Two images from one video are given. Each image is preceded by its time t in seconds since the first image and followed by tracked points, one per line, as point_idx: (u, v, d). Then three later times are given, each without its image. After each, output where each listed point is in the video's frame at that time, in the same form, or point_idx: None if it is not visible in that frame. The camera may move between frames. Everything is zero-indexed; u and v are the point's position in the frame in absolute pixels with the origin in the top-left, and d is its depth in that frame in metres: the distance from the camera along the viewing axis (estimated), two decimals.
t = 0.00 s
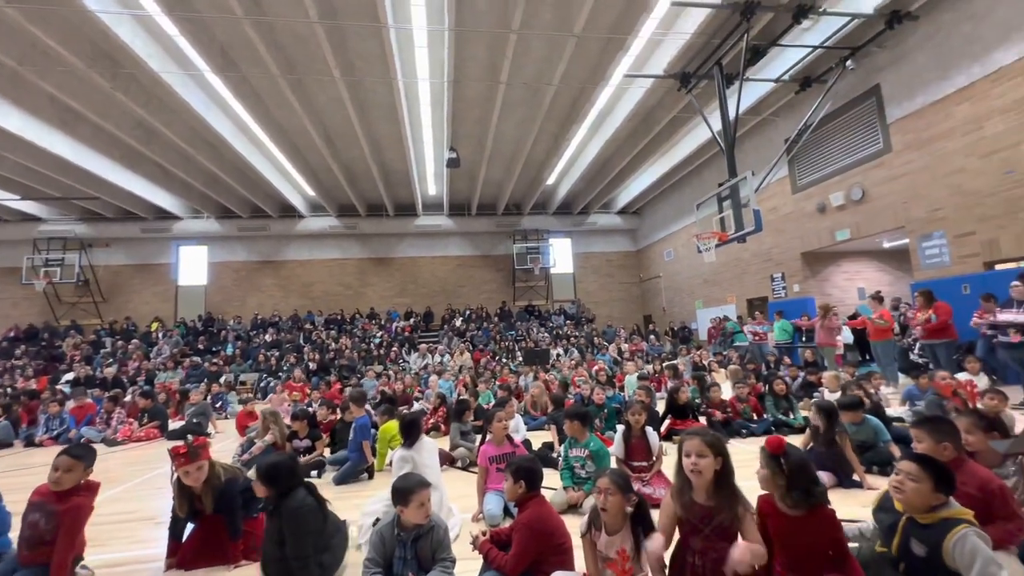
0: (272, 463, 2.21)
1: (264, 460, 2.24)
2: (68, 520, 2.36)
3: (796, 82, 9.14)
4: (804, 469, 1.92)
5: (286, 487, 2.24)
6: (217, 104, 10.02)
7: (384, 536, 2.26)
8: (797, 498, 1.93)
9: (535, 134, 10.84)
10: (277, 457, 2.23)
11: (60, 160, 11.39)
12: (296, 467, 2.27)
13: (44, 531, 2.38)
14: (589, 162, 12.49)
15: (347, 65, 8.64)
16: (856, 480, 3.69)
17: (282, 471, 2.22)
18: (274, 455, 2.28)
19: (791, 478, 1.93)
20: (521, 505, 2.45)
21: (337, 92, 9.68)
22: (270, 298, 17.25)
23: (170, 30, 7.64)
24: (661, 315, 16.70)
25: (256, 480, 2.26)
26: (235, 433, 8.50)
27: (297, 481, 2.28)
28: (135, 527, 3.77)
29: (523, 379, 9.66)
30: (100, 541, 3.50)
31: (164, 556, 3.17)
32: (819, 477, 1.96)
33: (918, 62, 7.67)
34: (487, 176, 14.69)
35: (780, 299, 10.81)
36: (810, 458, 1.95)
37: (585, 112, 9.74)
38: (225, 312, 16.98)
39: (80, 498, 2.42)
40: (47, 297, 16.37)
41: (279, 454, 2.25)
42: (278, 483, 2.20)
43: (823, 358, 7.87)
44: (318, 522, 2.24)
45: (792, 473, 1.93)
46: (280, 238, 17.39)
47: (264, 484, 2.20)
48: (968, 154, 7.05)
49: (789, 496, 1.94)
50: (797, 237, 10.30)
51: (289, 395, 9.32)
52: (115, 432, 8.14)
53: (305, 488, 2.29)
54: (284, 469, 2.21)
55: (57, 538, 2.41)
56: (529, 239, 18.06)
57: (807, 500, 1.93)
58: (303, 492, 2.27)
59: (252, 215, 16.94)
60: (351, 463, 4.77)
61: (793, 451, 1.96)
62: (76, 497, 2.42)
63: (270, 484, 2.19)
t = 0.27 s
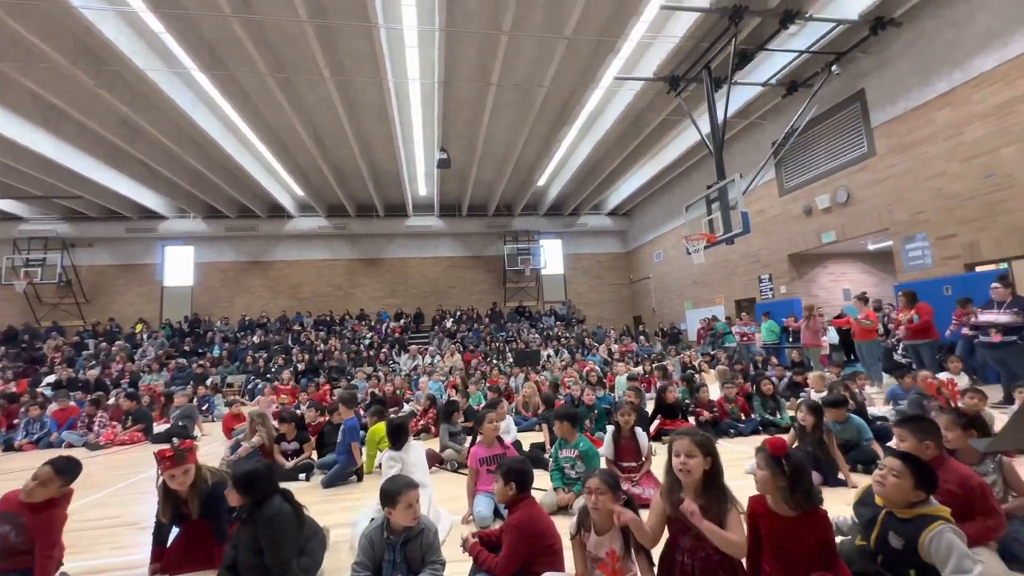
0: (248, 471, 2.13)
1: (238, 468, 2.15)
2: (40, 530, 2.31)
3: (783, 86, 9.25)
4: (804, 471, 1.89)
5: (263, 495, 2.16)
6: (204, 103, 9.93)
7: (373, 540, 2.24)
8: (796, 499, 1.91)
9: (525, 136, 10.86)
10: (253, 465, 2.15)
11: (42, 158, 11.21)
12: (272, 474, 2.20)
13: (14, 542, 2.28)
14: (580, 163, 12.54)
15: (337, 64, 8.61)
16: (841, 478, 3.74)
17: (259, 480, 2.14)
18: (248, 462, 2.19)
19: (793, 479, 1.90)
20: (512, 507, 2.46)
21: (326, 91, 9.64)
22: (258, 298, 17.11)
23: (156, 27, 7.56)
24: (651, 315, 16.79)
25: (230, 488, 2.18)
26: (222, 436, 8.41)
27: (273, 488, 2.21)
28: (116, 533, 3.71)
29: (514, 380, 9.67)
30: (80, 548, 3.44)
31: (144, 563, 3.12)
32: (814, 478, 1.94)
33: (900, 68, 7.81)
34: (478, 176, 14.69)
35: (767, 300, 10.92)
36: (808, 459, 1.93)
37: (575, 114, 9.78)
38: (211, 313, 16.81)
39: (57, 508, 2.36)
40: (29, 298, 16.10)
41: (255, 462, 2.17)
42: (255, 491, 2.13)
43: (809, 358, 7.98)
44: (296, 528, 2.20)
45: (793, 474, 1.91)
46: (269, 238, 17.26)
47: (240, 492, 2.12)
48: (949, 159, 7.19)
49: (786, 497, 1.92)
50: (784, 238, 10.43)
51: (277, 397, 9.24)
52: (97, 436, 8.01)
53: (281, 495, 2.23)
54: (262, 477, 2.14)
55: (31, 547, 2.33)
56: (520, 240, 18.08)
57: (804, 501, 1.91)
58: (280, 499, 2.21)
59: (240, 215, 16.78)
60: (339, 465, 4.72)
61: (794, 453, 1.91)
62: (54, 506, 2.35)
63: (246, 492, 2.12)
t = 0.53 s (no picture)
0: (226, 477, 2.08)
1: (217, 475, 2.10)
2: None
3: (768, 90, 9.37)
4: (798, 471, 1.94)
5: (242, 501, 2.11)
6: (188, 101, 9.81)
7: (361, 544, 2.23)
8: (792, 500, 1.95)
9: (514, 137, 10.88)
10: (231, 471, 2.10)
11: (20, 156, 11.00)
12: (252, 479, 2.16)
13: None
14: (568, 165, 12.59)
15: (324, 63, 8.55)
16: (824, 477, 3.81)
17: (237, 486, 2.09)
18: (227, 469, 2.14)
19: (788, 479, 1.93)
20: (501, 508, 2.47)
21: (314, 90, 9.58)
22: (244, 300, 16.94)
23: (138, 23, 7.46)
24: (640, 317, 16.90)
25: (207, 497, 2.12)
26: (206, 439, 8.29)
27: (252, 493, 2.16)
28: (94, 540, 3.66)
29: (503, 381, 9.67)
30: (58, 555, 3.39)
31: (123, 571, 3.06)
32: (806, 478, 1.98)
33: (881, 74, 7.95)
34: (467, 177, 14.68)
35: (753, 301, 11.04)
36: (801, 461, 1.98)
37: (564, 116, 9.81)
38: (196, 314, 16.59)
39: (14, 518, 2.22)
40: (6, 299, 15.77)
41: (233, 468, 2.12)
42: (234, 498, 2.07)
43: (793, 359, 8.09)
44: (276, 532, 2.16)
45: (790, 475, 1.95)
46: (255, 239, 17.10)
47: (219, 500, 2.07)
48: (928, 163, 7.33)
49: (782, 498, 1.95)
50: (770, 241, 10.56)
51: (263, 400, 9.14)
52: (77, 441, 7.83)
53: (260, 500, 2.19)
54: (241, 483, 2.09)
55: None
56: (509, 241, 18.10)
57: (796, 501, 1.96)
58: (260, 503, 2.17)
59: (225, 215, 16.60)
60: (325, 468, 4.70)
61: (790, 454, 1.95)
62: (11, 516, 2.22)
63: (224, 499, 2.06)
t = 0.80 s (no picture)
0: (203, 489, 1.81)
1: (194, 486, 1.83)
2: None
3: (757, 93, 9.46)
4: (791, 471, 1.95)
5: (221, 518, 1.83)
6: (175, 99, 9.71)
7: (352, 548, 2.23)
8: (785, 500, 1.96)
9: (506, 137, 10.89)
10: (210, 482, 1.83)
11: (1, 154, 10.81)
12: (232, 492, 1.88)
13: None
14: (560, 166, 12.63)
15: (314, 62, 8.51)
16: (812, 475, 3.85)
17: (216, 500, 1.81)
18: (204, 481, 1.87)
19: (781, 479, 1.94)
20: (492, 509, 2.47)
21: (303, 89, 9.53)
22: (232, 300, 16.79)
23: (124, 20, 7.37)
24: (630, 317, 16.99)
25: (186, 508, 1.85)
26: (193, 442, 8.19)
27: (235, 505, 1.89)
28: (78, 546, 3.60)
29: (493, 382, 9.68)
30: (38, 563, 3.32)
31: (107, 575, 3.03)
32: (798, 479, 2.00)
33: (866, 78, 8.06)
34: (458, 177, 14.67)
35: (742, 301, 11.14)
36: (794, 462, 1.99)
37: (555, 117, 9.84)
38: (182, 315, 16.42)
39: None
40: None
41: (213, 479, 1.84)
42: (212, 513, 1.80)
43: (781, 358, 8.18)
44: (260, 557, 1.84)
45: (783, 476, 1.96)
46: (243, 238, 16.96)
47: (196, 516, 1.80)
48: (912, 166, 7.44)
49: (776, 498, 1.96)
50: (758, 242, 10.65)
51: (251, 401, 9.06)
52: (59, 444, 7.70)
53: (243, 514, 1.90)
54: (220, 495, 1.82)
55: None
56: (500, 242, 18.11)
57: (788, 501, 1.97)
58: (240, 518, 1.87)
59: (213, 215, 16.43)
60: (314, 469, 4.68)
61: (783, 456, 1.96)
62: None
63: (202, 514, 1.79)
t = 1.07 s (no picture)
0: (179, 498, 1.78)
1: (171, 495, 1.80)
2: None
3: (744, 96, 9.56)
4: (779, 470, 1.96)
5: (197, 528, 1.80)
6: (160, 96, 9.60)
7: (339, 550, 2.22)
8: (775, 499, 1.97)
9: (496, 137, 10.89)
10: (188, 489, 1.80)
11: None
12: (211, 500, 1.86)
13: None
14: (550, 167, 12.65)
15: (302, 61, 8.45)
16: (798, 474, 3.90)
17: (193, 508, 1.79)
18: (184, 487, 1.85)
19: (770, 479, 1.95)
20: (482, 510, 2.47)
21: (291, 88, 9.46)
22: (219, 301, 16.61)
23: (108, 16, 7.27)
24: (620, 317, 17.07)
25: (162, 518, 1.83)
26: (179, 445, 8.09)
27: (213, 515, 1.85)
28: (57, 551, 3.55)
29: (483, 382, 9.67)
30: (15, 570, 3.28)
31: None
32: (786, 477, 2.01)
33: (851, 82, 8.17)
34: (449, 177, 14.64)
35: (730, 302, 11.23)
36: (782, 460, 2.00)
37: (546, 118, 9.85)
38: (167, 316, 16.21)
39: None
40: None
41: (189, 487, 1.81)
42: (187, 522, 1.77)
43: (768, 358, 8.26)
44: (236, 567, 1.80)
45: (772, 475, 1.97)
46: (230, 238, 16.79)
47: (171, 525, 1.77)
48: (895, 169, 7.56)
49: (765, 498, 1.97)
50: (746, 243, 10.75)
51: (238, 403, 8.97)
52: (39, 448, 7.55)
53: (222, 523, 1.87)
54: (197, 503, 1.79)
55: None
56: (491, 242, 18.10)
57: (777, 501, 1.98)
58: (218, 528, 1.84)
59: (199, 214, 16.25)
60: (302, 472, 4.66)
61: (772, 455, 1.96)
62: None
63: (177, 524, 1.77)
